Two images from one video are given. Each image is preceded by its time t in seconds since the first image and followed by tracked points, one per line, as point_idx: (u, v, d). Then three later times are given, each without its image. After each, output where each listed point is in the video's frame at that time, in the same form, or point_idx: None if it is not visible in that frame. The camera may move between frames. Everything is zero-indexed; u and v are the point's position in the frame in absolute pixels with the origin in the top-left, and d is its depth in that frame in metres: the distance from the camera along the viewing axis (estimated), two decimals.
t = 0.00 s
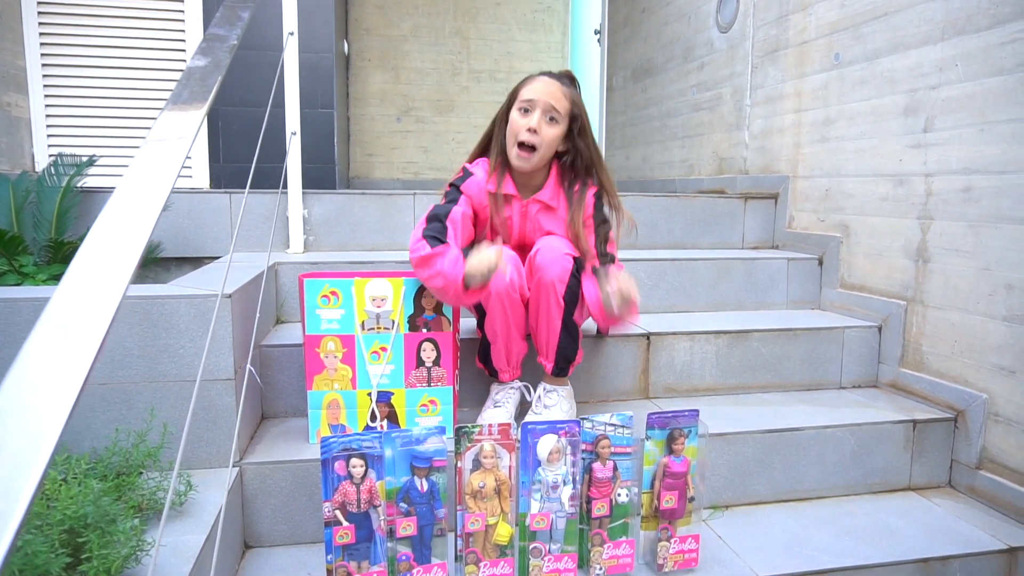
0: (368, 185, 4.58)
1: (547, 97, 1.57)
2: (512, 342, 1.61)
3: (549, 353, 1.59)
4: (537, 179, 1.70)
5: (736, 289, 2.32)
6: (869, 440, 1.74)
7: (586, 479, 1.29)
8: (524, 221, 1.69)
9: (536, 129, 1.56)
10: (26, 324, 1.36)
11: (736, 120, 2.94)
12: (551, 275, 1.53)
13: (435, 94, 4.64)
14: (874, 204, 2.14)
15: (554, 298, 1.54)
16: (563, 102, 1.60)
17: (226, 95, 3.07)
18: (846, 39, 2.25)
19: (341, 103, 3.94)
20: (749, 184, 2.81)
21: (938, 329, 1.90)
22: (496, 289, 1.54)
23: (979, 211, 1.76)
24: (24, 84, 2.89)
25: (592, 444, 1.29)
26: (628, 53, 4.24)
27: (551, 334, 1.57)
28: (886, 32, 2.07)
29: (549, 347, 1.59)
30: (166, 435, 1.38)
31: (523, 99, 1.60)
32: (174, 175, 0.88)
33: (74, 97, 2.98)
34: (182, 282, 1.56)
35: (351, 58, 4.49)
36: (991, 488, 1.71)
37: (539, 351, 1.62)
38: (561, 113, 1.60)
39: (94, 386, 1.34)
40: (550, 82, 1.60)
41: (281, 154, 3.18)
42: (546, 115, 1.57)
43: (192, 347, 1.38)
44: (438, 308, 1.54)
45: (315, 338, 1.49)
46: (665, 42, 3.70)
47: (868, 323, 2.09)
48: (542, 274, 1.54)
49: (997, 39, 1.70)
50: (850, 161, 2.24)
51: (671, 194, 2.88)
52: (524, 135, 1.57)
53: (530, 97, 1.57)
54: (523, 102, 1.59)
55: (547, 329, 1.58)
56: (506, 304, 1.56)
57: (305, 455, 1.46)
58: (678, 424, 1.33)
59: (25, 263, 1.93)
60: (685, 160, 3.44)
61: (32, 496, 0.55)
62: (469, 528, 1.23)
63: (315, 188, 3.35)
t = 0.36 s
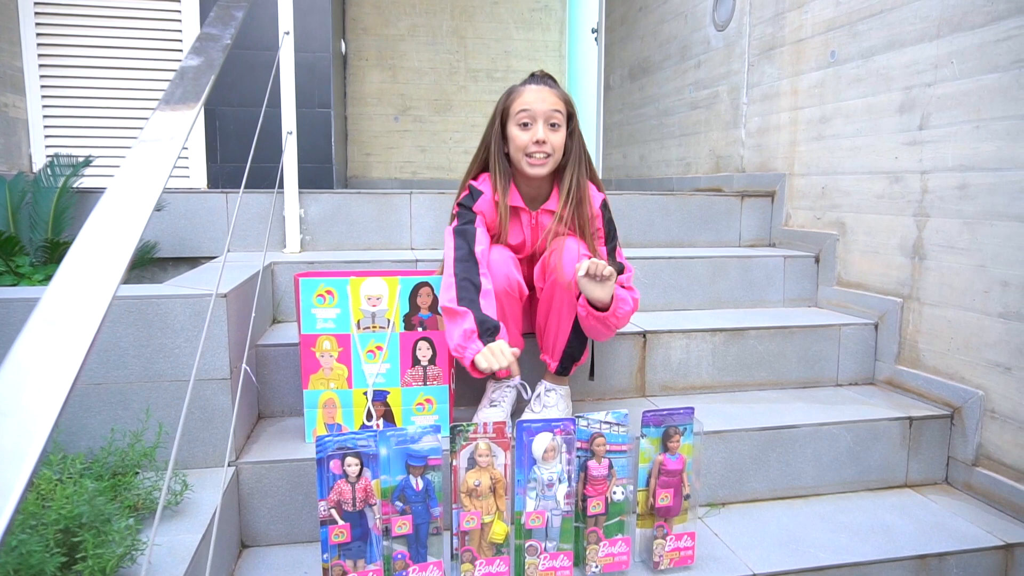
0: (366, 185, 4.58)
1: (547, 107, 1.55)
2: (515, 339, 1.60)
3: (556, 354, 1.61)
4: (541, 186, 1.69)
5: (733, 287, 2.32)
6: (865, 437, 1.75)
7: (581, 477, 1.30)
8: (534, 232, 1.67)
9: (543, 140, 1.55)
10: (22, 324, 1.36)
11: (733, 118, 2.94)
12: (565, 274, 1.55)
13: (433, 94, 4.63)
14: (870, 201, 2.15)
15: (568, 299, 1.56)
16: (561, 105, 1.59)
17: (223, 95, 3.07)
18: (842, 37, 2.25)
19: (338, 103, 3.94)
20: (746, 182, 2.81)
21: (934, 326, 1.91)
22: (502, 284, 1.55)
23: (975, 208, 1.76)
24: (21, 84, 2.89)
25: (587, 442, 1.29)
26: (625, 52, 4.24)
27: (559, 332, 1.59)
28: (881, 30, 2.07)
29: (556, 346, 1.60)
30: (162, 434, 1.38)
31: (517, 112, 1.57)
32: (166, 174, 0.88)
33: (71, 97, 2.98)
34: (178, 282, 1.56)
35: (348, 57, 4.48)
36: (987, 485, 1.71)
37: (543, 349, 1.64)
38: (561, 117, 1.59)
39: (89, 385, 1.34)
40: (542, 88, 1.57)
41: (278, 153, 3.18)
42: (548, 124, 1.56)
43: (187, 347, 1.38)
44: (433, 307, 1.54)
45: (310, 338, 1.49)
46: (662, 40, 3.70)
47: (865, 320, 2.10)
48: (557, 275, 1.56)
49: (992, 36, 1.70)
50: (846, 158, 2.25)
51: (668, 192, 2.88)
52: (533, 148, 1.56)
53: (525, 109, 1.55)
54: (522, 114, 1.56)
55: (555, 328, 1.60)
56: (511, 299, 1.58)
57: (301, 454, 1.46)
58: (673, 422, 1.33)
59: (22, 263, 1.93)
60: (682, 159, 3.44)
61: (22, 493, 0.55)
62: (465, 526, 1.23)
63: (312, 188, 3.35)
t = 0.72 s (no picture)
0: (363, 188, 4.58)
1: (545, 66, 1.63)
2: (524, 343, 1.60)
3: (550, 358, 1.61)
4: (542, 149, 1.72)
5: (729, 291, 2.32)
6: (861, 441, 1.75)
7: (578, 481, 1.30)
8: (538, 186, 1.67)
9: (545, 93, 1.61)
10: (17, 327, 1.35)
11: (729, 122, 2.95)
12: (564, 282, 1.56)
13: (430, 96, 4.64)
14: (866, 206, 2.15)
15: (564, 302, 1.57)
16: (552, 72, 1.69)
17: (220, 97, 3.07)
18: (837, 42, 2.26)
19: (336, 106, 3.94)
20: (742, 186, 2.82)
21: (929, 330, 1.91)
22: (525, 290, 1.55)
23: (970, 212, 1.77)
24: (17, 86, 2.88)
25: (583, 446, 1.29)
26: (623, 56, 4.25)
27: (555, 339, 1.59)
28: (877, 35, 2.08)
29: (551, 352, 1.60)
30: (158, 437, 1.38)
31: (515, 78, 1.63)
32: (163, 177, 0.88)
33: (68, 98, 2.98)
34: (174, 284, 1.56)
35: (346, 60, 4.49)
36: (982, 488, 1.71)
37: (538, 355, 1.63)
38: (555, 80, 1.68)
39: (85, 388, 1.34)
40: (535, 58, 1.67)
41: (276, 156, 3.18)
42: (547, 81, 1.63)
43: (183, 350, 1.38)
44: (430, 310, 1.54)
45: (307, 341, 1.50)
46: (659, 44, 3.71)
47: (860, 324, 2.10)
48: (554, 277, 1.57)
49: (986, 41, 1.71)
50: (842, 163, 2.26)
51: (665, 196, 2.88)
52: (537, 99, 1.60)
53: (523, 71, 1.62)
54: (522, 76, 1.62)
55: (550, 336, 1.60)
56: (527, 305, 1.55)
57: (297, 457, 1.46)
58: (669, 426, 1.33)
59: (17, 265, 1.92)
60: (678, 162, 3.45)
61: (18, 495, 0.55)
62: (460, 530, 1.23)
63: (309, 191, 3.35)
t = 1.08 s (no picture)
0: (363, 197, 4.60)
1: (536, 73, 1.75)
2: (529, 353, 1.60)
3: (554, 365, 1.61)
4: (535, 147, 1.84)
5: (728, 301, 2.33)
6: (859, 452, 1.75)
7: (578, 491, 1.30)
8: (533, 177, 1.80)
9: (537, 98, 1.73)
10: (17, 335, 1.36)
11: (728, 133, 2.97)
12: (574, 285, 1.57)
13: (430, 106, 4.66)
14: (864, 217, 2.17)
15: (574, 306, 1.58)
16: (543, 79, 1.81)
17: (221, 106, 3.08)
18: (835, 55, 2.28)
19: (336, 115, 3.96)
20: (740, 197, 2.83)
21: (927, 341, 1.92)
22: (536, 299, 1.55)
23: (967, 225, 1.79)
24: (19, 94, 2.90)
25: (583, 456, 1.29)
26: (622, 67, 4.28)
27: (561, 346, 1.60)
28: (874, 48, 2.10)
29: (556, 359, 1.61)
30: (158, 446, 1.38)
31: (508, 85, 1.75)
32: (169, 186, 0.89)
33: (69, 107, 2.99)
34: (175, 293, 1.56)
35: (347, 69, 4.51)
36: (980, 500, 1.72)
37: (541, 363, 1.63)
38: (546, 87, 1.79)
39: (86, 397, 1.34)
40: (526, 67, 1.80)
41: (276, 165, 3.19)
42: (538, 88, 1.75)
43: (184, 358, 1.38)
44: (430, 320, 1.55)
45: (307, 350, 1.50)
46: (658, 55, 3.74)
47: (859, 336, 2.11)
48: (564, 283, 1.58)
49: (982, 55, 1.73)
50: (839, 174, 2.27)
51: (664, 207, 2.90)
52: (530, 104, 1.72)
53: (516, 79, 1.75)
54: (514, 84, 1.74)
55: (556, 342, 1.60)
56: (535, 317, 1.56)
57: (297, 466, 1.46)
58: (669, 436, 1.33)
59: (18, 273, 1.93)
60: (677, 173, 3.47)
61: (27, 505, 0.56)
62: (460, 540, 1.23)
63: (309, 199, 3.37)
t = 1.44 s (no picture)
0: (364, 201, 4.61)
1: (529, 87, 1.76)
2: (527, 355, 1.61)
3: (551, 366, 1.61)
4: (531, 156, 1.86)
5: (729, 307, 2.34)
6: (860, 459, 1.75)
7: (580, 496, 1.30)
8: (527, 185, 1.82)
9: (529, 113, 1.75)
10: (21, 338, 1.36)
11: (729, 140, 2.98)
12: (568, 283, 1.58)
13: (431, 111, 4.67)
14: (865, 224, 2.17)
15: (569, 305, 1.58)
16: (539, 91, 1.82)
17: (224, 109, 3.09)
18: (837, 62, 2.29)
19: (338, 119, 3.96)
20: (742, 204, 2.84)
21: (928, 348, 1.93)
22: (530, 297, 1.56)
23: (968, 232, 1.79)
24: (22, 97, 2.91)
25: (586, 461, 1.29)
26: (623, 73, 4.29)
27: (557, 346, 1.60)
28: (876, 56, 2.11)
29: (553, 359, 1.60)
30: (160, 449, 1.38)
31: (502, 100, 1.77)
32: (176, 190, 0.89)
33: (71, 110, 3.00)
34: (178, 296, 1.56)
35: (349, 74, 4.53)
36: (981, 508, 1.72)
37: (540, 365, 1.63)
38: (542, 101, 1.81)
39: (89, 400, 1.34)
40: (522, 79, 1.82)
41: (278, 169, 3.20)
42: (532, 102, 1.77)
43: (187, 362, 1.38)
44: (433, 324, 1.55)
45: (310, 354, 1.50)
46: (659, 61, 3.76)
47: (860, 342, 2.11)
48: (557, 281, 1.59)
49: (984, 64, 1.74)
50: (841, 182, 2.28)
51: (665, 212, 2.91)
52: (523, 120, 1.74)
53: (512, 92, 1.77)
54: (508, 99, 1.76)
55: (553, 342, 1.60)
56: (531, 316, 1.57)
57: (300, 470, 1.46)
58: (671, 441, 1.33)
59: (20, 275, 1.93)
60: (678, 179, 3.48)
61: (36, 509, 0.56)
62: (463, 544, 1.23)
63: (311, 203, 3.37)
